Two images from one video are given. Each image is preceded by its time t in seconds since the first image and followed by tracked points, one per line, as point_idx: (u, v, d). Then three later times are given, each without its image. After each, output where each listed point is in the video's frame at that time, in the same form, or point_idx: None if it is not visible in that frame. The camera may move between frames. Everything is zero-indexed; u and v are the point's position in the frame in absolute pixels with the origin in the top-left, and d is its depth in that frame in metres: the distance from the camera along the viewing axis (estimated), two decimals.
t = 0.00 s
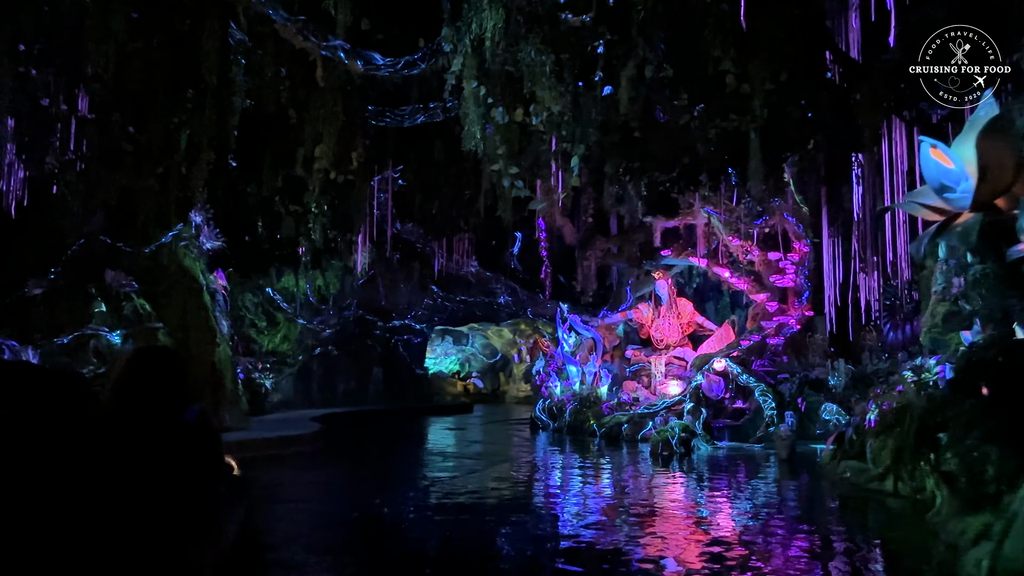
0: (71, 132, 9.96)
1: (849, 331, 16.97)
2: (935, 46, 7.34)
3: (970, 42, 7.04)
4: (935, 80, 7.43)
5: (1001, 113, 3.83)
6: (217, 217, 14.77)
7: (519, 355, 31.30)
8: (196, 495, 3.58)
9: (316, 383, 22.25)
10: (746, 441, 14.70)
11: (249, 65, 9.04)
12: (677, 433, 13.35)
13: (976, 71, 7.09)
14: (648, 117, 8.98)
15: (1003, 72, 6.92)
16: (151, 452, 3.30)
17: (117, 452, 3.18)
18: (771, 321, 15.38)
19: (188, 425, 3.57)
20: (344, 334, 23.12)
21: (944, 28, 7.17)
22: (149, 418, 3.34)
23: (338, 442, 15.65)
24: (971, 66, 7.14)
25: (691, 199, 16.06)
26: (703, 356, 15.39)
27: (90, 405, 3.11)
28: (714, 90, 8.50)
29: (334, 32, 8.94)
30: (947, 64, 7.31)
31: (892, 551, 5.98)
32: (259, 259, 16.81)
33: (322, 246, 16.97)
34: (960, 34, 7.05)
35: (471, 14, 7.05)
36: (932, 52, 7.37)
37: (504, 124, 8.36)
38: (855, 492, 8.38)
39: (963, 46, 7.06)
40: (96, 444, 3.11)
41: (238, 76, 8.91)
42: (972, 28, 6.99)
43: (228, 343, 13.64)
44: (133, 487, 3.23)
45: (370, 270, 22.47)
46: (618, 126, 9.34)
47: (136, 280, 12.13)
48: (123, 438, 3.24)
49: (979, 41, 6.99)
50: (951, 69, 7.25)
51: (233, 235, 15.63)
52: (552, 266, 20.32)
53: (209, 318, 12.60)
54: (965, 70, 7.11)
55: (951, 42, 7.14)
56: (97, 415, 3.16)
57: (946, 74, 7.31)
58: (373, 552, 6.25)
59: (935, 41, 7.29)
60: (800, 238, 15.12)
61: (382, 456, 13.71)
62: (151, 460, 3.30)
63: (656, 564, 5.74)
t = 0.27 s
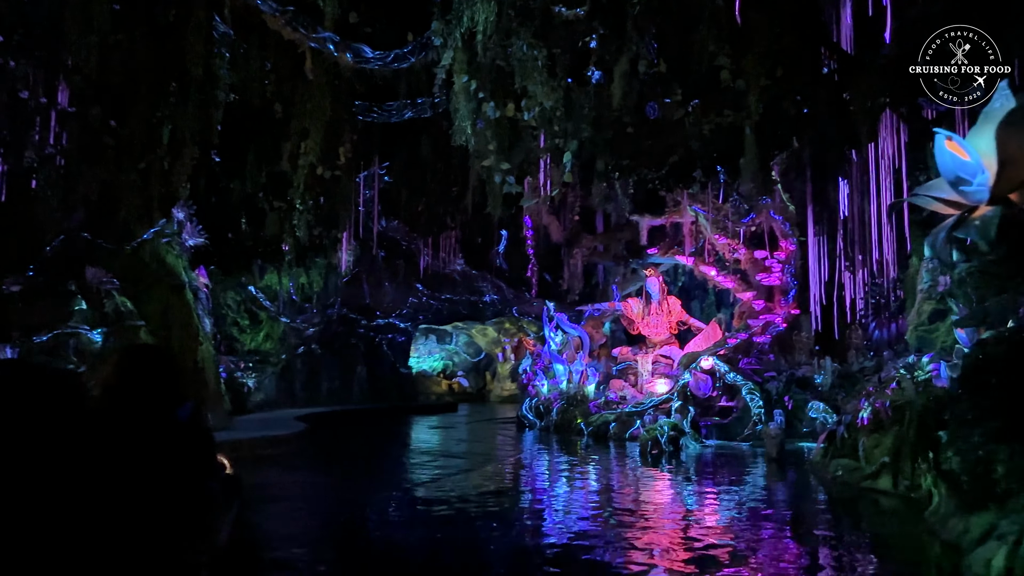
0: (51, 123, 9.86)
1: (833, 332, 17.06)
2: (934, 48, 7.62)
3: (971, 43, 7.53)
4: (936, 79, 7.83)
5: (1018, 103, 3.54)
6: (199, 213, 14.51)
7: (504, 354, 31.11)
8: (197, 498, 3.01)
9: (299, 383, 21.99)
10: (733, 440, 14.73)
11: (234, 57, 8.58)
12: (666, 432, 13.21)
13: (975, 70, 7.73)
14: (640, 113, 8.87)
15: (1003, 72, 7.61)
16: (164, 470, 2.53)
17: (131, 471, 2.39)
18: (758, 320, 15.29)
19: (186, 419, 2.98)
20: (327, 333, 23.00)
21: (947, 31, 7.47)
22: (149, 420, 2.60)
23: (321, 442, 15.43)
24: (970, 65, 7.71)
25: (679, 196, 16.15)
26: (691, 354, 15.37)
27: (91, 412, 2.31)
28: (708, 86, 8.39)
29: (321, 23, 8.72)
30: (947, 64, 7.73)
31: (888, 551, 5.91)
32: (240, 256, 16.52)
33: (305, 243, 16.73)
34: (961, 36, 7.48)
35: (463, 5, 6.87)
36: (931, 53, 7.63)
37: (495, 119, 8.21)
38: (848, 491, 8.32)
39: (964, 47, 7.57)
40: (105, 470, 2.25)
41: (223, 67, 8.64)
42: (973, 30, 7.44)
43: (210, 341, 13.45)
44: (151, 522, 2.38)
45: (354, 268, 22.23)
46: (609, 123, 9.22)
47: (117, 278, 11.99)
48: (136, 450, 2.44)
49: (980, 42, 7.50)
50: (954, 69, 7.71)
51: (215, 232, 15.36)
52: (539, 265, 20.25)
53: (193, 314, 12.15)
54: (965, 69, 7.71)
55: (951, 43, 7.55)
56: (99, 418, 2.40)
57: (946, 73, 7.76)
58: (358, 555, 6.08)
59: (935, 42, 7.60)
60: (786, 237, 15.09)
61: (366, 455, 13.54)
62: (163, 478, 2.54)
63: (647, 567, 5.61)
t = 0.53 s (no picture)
0: (37, 120, 9.49)
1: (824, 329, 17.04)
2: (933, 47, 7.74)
3: (971, 42, 7.83)
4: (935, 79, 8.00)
5: None
6: (187, 209, 14.31)
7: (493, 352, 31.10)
8: (189, 502, 2.92)
9: (288, 381, 21.79)
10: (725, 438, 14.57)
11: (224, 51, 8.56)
12: (659, 429, 13.21)
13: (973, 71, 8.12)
14: (637, 109, 8.78)
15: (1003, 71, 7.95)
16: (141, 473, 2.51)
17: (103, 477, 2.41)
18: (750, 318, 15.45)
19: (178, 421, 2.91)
20: (316, 331, 22.74)
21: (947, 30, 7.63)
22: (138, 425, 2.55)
23: (311, 441, 15.28)
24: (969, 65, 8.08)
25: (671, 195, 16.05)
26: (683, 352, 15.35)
27: (74, 407, 2.30)
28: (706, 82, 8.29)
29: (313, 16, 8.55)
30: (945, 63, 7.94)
31: (883, 550, 5.88)
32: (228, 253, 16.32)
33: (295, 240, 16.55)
34: (961, 36, 7.71)
35: None
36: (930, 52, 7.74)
37: (490, 114, 8.07)
38: (844, 490, 8.30)
39: (964, 46, 7.83)
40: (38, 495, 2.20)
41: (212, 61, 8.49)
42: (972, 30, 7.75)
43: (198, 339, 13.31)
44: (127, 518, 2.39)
45: (343, 266, 22.03)
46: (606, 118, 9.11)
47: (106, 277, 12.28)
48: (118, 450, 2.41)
49: (979, 41, 7.81)
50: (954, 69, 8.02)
51: (203, 228, 15.17)
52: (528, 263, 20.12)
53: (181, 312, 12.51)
54: (966, 69, 8.07)
55: (951, 42, 7.76)
56: (83, 415, 2.34)
57: (944, 73, 7.94)
58: (345, 556, 5.97)
59: (935, 41, 7.73)
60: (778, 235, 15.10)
61: (357, 454, 13.41)
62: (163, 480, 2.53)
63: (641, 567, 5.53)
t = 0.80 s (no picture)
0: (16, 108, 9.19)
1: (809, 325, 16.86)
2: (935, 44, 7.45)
3: (970, 42, 7.42)
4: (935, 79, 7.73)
5: None
6: (169, 203, 14.03)
7: (479, 348, 31.19)
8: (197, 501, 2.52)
9: (271, 378, 21.56)
10: (714, 434, 14.73)
11: (208, 42, 8.28)
12: (649, 426, 13.19)
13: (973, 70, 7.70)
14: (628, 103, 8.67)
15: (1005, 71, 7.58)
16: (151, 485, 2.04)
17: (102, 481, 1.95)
18: (737, 313, 15.48)
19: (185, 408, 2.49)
20: (298, 327, 22.53)
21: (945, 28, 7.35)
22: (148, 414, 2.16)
23: (296, 438, 15.10)
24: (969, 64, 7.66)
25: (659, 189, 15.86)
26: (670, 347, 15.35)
27: (61, 403, 1.91)
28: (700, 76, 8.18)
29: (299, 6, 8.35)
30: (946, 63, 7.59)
31: (878, 545, 5.85)
32: (210, 248, 16.09)
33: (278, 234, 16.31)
34: (960, 35, 7.37)
35: None
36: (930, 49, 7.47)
37: (481, 106, 8.06)
38: (836, 487, 8.27)
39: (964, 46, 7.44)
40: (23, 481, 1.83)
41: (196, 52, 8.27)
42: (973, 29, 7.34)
43: (180, 336, 13.11)
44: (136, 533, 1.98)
45: (328, 261, 21.80)
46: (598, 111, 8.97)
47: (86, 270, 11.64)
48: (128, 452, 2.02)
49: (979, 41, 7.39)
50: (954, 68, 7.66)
51: (185, 223, 14.92)
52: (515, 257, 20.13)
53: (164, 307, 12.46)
54: (965, 69, 7.64)
55: (950, 41, 7.42)
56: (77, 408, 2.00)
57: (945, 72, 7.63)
58: (332, 554, 5.84)
59: (935, 40, 7.45)
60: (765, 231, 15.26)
61: (343, 451, 13.25)
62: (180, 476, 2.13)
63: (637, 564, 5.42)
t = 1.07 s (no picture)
0: None
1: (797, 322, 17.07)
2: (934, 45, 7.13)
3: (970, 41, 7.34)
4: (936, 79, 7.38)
5: None
6: (150, 198, 13.79)
7: (464, 346, 31.12)
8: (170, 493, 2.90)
9: (254, 376, 21.34)
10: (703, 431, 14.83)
11: (191, 34, 8.13)
12: (638, 424, 13.22)
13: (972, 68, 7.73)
14: (622, 97, 8.56)
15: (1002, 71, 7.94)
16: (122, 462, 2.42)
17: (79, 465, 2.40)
18: (725, 311, 15.51)
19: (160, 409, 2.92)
20: (282, 325, 22.30)
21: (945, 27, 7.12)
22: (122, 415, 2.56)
23: (280, 436, 14.93)
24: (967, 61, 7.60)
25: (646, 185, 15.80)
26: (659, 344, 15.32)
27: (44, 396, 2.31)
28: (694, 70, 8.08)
29: None
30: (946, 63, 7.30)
31: (870, 542, 5.84)
32: (193, 244, 15.85)
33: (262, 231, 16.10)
34: (961, 34, 7.23)
35: None
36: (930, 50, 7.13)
37: (470, 99, 7.98)
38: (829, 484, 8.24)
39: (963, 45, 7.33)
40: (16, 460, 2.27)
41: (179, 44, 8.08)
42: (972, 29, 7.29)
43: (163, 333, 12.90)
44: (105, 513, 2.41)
45: (311, 257, 21.55)
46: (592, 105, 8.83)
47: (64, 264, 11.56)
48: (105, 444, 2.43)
49: (979, 39, 7.41)
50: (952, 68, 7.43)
51: (166, 218, 14.67)
52: (502, 254, 20.01)
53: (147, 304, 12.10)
54: (964, 68, 7.52)
55: (951, 41, 7.23)
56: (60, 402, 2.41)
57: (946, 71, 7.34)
58: (323, 553, 5.74)
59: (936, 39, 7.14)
60: (753, 227, 15.34)
61: (328, 450, 13.11)
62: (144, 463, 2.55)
63: (622, 562, 5.36)
